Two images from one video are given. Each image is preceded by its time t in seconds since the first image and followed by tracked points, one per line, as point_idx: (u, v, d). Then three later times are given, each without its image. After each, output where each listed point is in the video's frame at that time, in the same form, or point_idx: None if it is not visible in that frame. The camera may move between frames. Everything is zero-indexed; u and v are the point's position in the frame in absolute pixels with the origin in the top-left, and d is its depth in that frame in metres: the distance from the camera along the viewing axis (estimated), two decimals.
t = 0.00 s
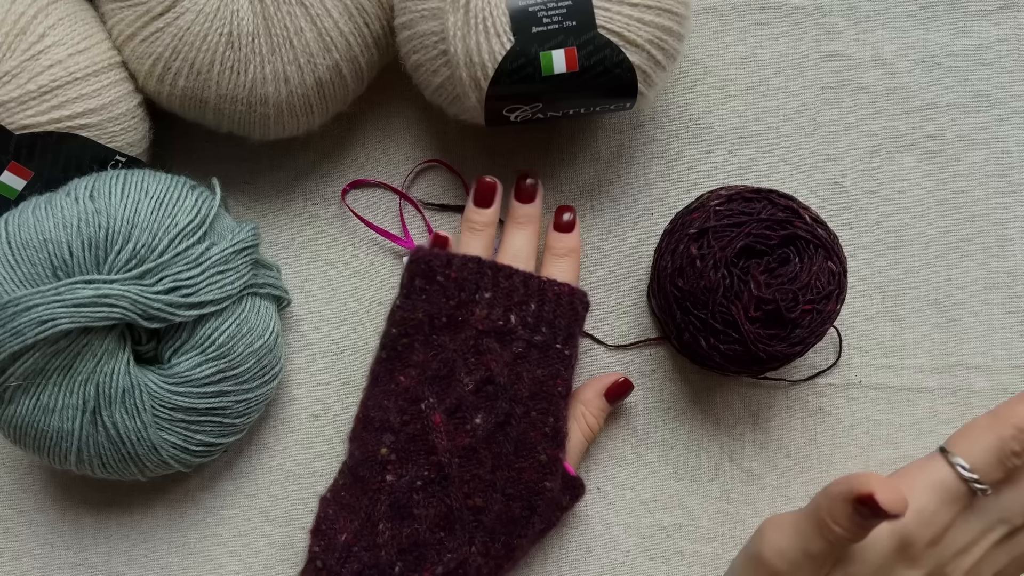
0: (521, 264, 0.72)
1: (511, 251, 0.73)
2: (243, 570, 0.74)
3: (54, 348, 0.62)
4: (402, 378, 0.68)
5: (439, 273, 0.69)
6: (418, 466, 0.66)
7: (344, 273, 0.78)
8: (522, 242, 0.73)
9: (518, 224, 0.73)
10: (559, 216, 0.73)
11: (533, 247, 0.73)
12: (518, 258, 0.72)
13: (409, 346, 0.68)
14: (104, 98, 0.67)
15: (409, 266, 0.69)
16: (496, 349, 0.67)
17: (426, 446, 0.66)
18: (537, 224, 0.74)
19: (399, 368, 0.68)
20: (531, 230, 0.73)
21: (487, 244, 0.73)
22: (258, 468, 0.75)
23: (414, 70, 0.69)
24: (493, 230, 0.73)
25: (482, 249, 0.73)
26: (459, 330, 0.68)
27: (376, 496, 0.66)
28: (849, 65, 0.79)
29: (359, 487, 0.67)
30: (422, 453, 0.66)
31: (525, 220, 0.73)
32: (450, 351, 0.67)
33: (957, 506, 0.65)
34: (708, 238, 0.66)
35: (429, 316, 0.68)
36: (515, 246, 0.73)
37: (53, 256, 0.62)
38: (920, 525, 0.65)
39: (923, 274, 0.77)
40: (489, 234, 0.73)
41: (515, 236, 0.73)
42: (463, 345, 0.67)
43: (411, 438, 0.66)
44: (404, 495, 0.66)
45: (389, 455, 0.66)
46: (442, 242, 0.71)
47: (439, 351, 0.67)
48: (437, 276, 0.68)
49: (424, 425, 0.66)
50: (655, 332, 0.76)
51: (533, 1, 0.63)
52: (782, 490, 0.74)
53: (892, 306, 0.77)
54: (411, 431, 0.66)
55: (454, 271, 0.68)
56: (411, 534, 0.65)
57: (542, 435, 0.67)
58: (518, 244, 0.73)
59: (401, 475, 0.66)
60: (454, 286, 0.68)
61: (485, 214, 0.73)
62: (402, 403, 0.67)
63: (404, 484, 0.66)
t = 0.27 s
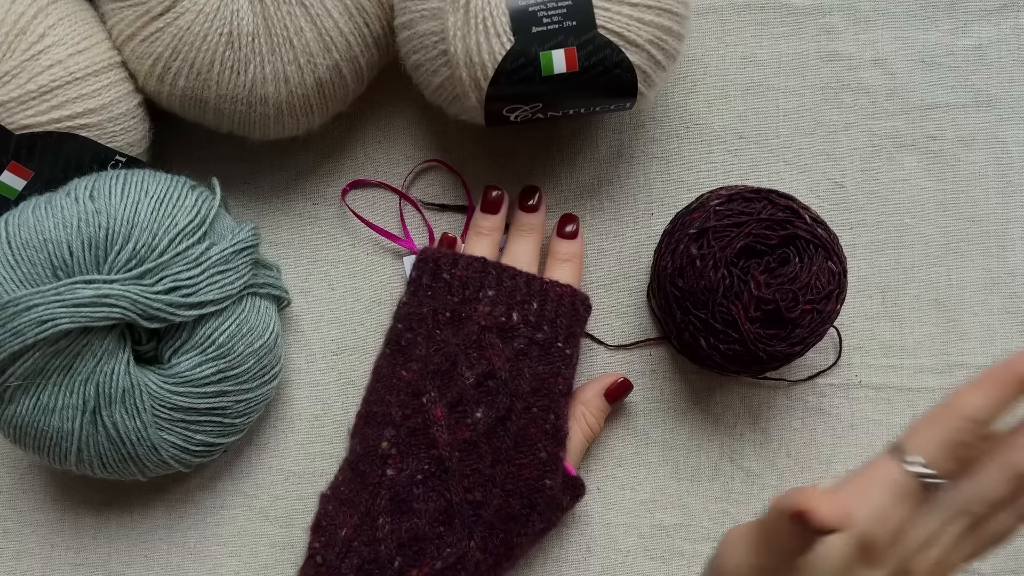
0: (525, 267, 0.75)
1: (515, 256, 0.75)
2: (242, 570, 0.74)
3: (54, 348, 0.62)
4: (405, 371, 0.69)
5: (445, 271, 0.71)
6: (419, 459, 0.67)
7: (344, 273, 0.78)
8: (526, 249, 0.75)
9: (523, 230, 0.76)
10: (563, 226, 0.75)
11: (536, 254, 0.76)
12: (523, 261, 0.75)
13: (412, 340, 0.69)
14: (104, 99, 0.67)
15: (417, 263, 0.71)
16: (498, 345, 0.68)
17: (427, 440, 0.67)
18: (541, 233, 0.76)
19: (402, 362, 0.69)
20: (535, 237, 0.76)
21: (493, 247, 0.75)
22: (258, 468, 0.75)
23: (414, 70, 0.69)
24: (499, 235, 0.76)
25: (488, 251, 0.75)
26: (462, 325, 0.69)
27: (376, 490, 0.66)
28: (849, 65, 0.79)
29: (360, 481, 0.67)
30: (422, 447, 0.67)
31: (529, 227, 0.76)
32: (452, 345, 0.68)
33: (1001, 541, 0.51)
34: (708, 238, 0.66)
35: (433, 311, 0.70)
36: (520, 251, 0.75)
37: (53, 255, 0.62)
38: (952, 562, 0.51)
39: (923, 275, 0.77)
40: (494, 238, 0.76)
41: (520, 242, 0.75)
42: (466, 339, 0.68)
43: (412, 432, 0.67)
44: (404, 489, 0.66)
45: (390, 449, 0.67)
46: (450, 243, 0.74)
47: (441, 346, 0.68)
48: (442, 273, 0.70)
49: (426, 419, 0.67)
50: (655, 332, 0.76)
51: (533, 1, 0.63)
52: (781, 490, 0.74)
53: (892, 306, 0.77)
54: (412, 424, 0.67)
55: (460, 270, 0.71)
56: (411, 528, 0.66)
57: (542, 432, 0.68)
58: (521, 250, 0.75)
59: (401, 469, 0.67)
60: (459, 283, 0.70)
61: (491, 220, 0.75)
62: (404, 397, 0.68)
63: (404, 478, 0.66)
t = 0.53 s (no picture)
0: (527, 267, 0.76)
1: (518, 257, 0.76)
2: (242, 570, 0.74)
3: (54, 348, 0.62)
4: (406, 368, 0.69)
5: (449, 270, 0.71)
6: (420, 456, 0.67)
7: (344, 273, 0.78)
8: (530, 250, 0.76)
9: (527, 232, 0.77)
10: (566, 227, 0.77)
11: (540, 254, 0.77)
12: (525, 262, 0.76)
13: (415, 338, 0.69)
14: (104, 99, 0.67)
15: (422, 263, 0.71)
16: (499, 343, 0.69)
17: (428, 437, 0.67)
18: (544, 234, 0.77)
19: (404, 359, 0.69)
20: (538, 239, 0.77)
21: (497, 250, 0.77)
22: (258, 468, 0.75)
23: (414, 70, 0.69)
24: (504, 240, 0.77)
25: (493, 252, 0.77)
26: (464, 324, 0.69)
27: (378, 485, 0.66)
28: (849, 65, 0.79)
29: (360, 478, 0.67)
30: (423, 444, 0.67)
31: (532, 229, 0.77)
32: (455, 343, 0.68)
33: (826, 495, 0.49)
34: (708, 238, 0.66)
35: (436, 309, 0.70)
36: (523, 253, 0.77)
37: (53, 255, 0.62)
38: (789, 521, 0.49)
39: (923, 275, 0.77)
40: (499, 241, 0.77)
41: (523, 243, 0.77)
42: (468, 337, 0.69)
43: (413, 429, 0.67)
44: (404, 486, 0.66)
45: (391, 446, 0.67)
46: (455, 245, 0.75)
47: (444, 343, 0.69)
48: (446, 272, 0.71)
49: (427, 415, 0.67)
50: (656, 332, 0.76)
51: (533, 1, 0.63)
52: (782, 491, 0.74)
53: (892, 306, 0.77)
54: (413, 421, 0.67)
55: (463, 269, 0.71)
56: (411, 524, 0.66)
57: (543, 430, 0.68)
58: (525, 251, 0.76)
59: (402, 466, 0.67)
60: (462, 282, 0.71)
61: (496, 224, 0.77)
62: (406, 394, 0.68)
63: (405, 475, 0.66)
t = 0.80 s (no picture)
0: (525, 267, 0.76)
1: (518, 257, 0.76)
2: (242, 570, 0.74)
3: (54, 348, 0.62)
4: (406, 368, 0.69)
5: (449, 270, 0.71)
6: (419, 455, 0.67)
7: (344, 273, 0.78)
8: (529, 250, 0.76)
9: (527, 232, 0.77)
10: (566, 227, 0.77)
11: (539, 254, 0.77)
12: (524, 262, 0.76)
13: (414, 338, 0.70)
14: (104, 98, 0.67)
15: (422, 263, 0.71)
16: (498, 342, 0.69)
17: (427, 436, 0.67)
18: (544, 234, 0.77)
19: (404, 359, 0.69)
20: (538, 239, 0.77)
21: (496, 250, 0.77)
22: (258, 468, 0.75)
23: (414, 70, 0.69)
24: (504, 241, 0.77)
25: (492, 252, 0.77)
26: (463, 323, 0.70)
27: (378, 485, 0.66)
28: (849, 65, 0.79)
29: (360, 478, 0.67)
30: (422, 443, 0.67)
31: (532, 228, 0.77)
32: (453, 342, 0.69)
33: (901, 513, 0.50)
34: (708, 238, 0.66)
35: (435, 309, 0.70)
36: (523, 253, 0.76)
37: (54, 255, 0.62)
38: (856, 527, 0.49)
39: (923, 275, 0.77)
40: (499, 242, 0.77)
41: (523, 243, 0.77)
42: (467, 336, 0.69)
43: (412, 428, 0.67)
44: (403, 485, 0.66)
45: (391, 445, 0.67)
46: (455, 245, 0.75)
47: (443, 343, 0.69)
48: (446, 272, 0.71)
49: (426, 415, 0.67)
50: (656, 332, 0.76)
51: (533, 1, 0.63)
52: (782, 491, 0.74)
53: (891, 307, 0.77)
54: (412, 421, 0.67)
55: (463, 269, 0.71)
56: (410, 523, 0.66)
57: (542, 430, 0.68)
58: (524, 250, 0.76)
59: (401, 465, 0.67)
60: (462, 282, 0.71)
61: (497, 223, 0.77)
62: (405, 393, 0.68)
63: (404, 474, 0.66)
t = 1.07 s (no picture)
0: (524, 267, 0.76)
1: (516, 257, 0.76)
2: (242, 570, 0.74)
3: (54, 348, 0.62)
4: (399, 366, 0.69)
5: (444, 270, 0.71)
6: (410, 452, 0.67)
7: (344, 273, 0.78)
8: (528, 250, 0.76)
9: (526, 232, 0.77)
10: (565, 228, 0.76)
11: (538, 254, 0.76)
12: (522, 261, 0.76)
13: (408, 336, 0.70)
14: (105, 98, 0.67)
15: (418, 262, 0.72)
16: (490, 340, 0.69)
17: (417, 433, 0.67)
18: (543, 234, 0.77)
19: (398, 358, 0.70)
20: (537, 239, 0.77)
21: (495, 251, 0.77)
22: (259, 468, 0.75)
23: (414, 70, 0.69)
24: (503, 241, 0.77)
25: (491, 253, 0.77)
26: (456, 322, 0.70)
27: (369, 481, 0.67)
28: (849, 65, 0.79)
29: (353, 474, 0.68)
30: (413, 440, 0.67)
31: (531, 228, 0.77)
32: (446, 341, 0.69)
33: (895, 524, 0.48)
34: (708, 238, 0.66)
35: (429, 308, 0.70)
36: (521, 253, 0.76)
37: (54, 255, 0.62)
38: (860, 559, 0.48)
39: (923, 275, 0.77)
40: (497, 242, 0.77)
41: (522, 244, 0.76)
42: (459, 335, 0.69)
43: (403, 426, 0.68)
44: (394, 481, 0.67)
45: (383, 442, 0.68)
46: (451, 245, 0.75)
47: (435, 341, 0.69)
48: (440, 271, 0.71)
49: (417, 412, 0.67)
50: (656, 332, 0.76)
51: (533, 1, 0.63)
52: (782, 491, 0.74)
53: (891, 306, 0.77)
54: (404, 418, 0.68)
55: (457, 268, 0.71)
56: (399, 519, 0.66)
57: (532, 428, 0.68)
58: (523, 250, 0.76)
59: (392, 462, 0.67)
60: (456, 281, 0.71)
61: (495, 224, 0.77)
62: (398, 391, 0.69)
63: (395, 470, 0.67)
